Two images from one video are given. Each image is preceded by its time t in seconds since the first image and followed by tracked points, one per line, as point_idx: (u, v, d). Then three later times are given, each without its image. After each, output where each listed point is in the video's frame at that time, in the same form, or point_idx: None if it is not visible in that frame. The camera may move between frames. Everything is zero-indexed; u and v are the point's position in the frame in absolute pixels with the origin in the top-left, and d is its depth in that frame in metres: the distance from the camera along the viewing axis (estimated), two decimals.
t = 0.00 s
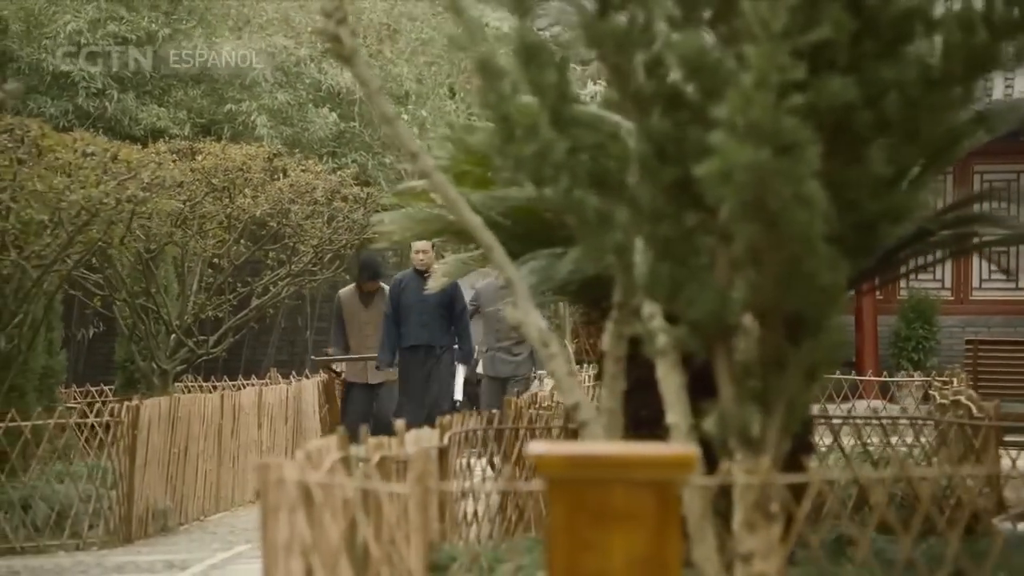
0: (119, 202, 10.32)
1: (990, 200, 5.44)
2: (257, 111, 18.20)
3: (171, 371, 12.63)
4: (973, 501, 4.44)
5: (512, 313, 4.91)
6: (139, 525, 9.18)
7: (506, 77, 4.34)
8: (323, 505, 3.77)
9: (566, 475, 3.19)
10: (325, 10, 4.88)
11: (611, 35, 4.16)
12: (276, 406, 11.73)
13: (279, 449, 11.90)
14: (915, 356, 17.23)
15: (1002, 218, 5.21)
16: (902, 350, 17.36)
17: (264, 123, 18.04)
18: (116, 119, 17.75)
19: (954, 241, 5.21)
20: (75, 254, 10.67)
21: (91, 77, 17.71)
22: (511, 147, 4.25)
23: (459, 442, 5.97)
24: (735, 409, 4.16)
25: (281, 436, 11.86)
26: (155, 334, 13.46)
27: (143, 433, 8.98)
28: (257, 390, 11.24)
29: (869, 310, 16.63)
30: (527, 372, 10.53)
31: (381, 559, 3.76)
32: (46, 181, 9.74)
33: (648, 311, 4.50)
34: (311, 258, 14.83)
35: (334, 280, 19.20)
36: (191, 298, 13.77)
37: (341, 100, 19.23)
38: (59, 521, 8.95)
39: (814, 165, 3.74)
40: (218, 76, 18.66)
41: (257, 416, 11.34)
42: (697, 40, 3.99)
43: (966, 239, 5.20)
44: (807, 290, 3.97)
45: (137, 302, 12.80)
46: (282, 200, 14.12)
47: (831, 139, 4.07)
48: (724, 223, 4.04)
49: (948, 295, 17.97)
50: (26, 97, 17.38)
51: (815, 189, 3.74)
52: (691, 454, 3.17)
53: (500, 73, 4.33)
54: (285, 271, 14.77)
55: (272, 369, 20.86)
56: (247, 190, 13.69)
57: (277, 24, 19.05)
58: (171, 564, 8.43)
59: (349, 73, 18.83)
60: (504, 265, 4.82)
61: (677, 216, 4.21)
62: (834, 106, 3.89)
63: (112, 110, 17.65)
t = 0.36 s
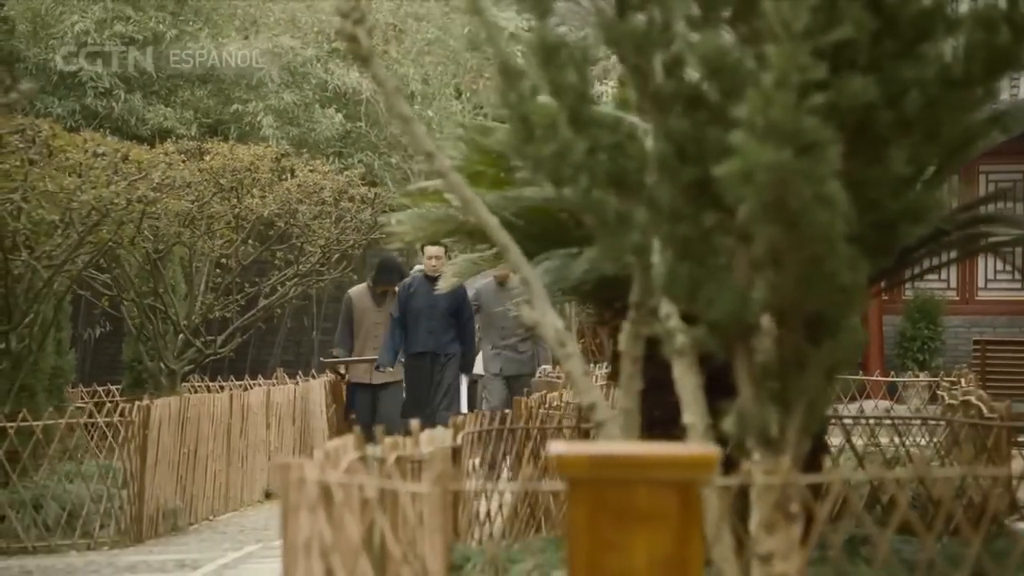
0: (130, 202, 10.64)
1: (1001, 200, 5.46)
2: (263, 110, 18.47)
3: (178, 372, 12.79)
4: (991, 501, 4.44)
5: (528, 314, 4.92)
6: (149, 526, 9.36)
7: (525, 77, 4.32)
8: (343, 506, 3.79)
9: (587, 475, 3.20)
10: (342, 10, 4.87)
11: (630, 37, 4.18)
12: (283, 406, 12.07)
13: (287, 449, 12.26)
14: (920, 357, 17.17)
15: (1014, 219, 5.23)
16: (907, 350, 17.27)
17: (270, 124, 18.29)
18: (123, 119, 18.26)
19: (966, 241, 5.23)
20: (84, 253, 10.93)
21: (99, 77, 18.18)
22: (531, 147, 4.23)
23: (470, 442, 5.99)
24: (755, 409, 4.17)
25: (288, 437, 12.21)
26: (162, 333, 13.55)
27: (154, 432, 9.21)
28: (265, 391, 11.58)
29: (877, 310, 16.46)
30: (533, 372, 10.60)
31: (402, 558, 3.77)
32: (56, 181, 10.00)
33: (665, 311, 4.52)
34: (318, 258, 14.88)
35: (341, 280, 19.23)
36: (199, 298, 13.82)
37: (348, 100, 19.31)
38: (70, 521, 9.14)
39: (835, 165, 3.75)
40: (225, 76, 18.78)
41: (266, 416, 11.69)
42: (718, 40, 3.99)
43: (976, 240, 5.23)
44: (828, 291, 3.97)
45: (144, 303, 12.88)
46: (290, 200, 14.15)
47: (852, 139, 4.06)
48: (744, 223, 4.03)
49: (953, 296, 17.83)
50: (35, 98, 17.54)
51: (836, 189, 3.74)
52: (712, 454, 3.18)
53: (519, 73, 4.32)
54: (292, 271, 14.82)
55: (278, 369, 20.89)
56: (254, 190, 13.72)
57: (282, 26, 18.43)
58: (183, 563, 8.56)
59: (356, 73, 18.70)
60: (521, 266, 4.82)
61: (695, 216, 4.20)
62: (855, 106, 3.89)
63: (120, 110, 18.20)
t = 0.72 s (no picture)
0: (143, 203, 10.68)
1: (1016, 200, 5.48)
2: (270, 111, 18.56)
3: (186, 373, 12.99)
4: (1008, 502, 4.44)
5: (546, 314, 4.91)
6: (160, 526, 9.49)
7: (544, 77, 4.31)
8: (364, 506, 3.80)
9: (610, 476, 3.20)
10: (358, 11, 4.88)
11: (648, 36, 4.15)
12: (292, 407, 12.30)
13: (295, 448, 12.48)
14: (926, 357, 17.31)
15: None
16: (913, 351, 17.47)
17: (277, 126, 18.36)
18: (130, 120, 18.62)
19: (981, 242, 5.25)
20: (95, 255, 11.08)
21: (106, 77, 18.53)
22: (550, 148, 4.24)
23: (485, 443, 6.01)
24: (774, 409, 4.16)
25: (296, 436, 12.44)
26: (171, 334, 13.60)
27: (164, 433, 9.41)
28: (273, 391, 11.81)
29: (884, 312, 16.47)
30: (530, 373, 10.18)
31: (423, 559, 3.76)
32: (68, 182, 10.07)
33: (682, 311, 4.51)
34: (325, 259, 14.91)
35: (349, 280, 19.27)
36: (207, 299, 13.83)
37: (355, 101, 19.31)
38: (81, 522, 9.23)
39: (855, 165, 3.75)
40: (231, 77, 18.70)
41: (275, 416, 11.91)
42: (737, 41, 3.99)
43: (992, 241, 5.24)
44: (847, 292, 3.97)
45: (153, 304, 13.09)
46: (298, 200, 14.16)
47: (872, 139, 4.06)
48: (762, 224, 4.03)
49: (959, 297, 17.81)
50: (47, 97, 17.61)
51: (856, 189, 3.74)
52: (736, 455, 3.19)
53: (538, 73, 4.30)
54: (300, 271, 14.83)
55: (285, 370, 20.96)
56: (263, 192, 13.66)
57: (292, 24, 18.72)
58: (196, 563, 8.62)
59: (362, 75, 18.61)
60: (536, 266, 4.83)
61: (713, 217, 4.22)
62: (876, 106, 3.88)
63: (126, 111, 18.56)
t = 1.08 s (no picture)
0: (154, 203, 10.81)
1: None
2: (277, 112, 18.48)
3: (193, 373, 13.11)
4: None
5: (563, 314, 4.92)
6: (171, 526, 9.52)
7: (565, 76, 4.30)
8: (385, 507, 3.81)
9: (630, 477, 3.21)
10: (375, 11, 4.88)
11: (669, 36, 4.14)
12: (300, 407, 12.37)
13: (303, 449, 12.53)
14: (932, 358, 17.16)
15: None
16: (918, 351, 17.26)
17: (284, 126, 18.42)
18: (137, 121, 18.69)
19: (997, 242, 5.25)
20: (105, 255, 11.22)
21: (113, 80, 18.48)
22: (570, 148, 4.24)
23: (499, 443, 6.02)
24: (793, 410, 4.16)
25: (303, 436, 12.52)
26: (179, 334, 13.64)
27: (175, 433, 9.45)
28: (281, 391, 11.86)
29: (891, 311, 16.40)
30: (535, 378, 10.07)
31: (444, 560, 3.75)
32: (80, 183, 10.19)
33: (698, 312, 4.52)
34: (332, 259, 14.94)
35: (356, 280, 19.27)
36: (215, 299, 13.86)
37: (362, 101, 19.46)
38: (93, 522, 9.27)
39: (875, 166, 3.75)
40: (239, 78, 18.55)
41: (283, 416, 11.96)
42: (757, 40, 3.99)
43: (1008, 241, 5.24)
44: (867, 292, 3.97)
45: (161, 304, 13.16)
46: (306, 200, 14.17)
47: (892, 140, 4.06)
48: (782, 224, 4.03)
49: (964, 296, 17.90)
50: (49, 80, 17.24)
51: (876, 190, 3.74)
52: (756, 456, 3.19)
53: (558, 73, 4.30)
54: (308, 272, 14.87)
55: (292, 371, 20.97)
56: (270, 192, 13.73)
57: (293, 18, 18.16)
58: (208, 564, 8.65)
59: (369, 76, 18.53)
60: (553, 267, 4.84)
61: (733, 218, 4.22)
62: (896, 106, 3.88)
63: (134, 112, 18.64)
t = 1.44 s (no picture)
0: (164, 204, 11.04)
1: None
2: (285, 112, 18.55)
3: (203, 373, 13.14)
4: None
5: (580, 313, 4.92)
6: (182, 526, 9.61)
7: (584, 77, 4.30)
8: (406, 506, 3.81)
9: (651, 477, 3.21)
10: (392, 11, 4.89)
11: (689, 36, 4.17)
12: (309, 407, 12.43)
13: (311, 449, 12.59)
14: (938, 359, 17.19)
15: None
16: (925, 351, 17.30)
17: (292, 125, 18.35)
18: (145, 121, 18.23)
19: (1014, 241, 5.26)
20: (117, 256, 11.38)
21: (121, 79, 18.26)
22: (590, 148, 4.25)
23: (513, 441, 6.03)
24: (813, 410, 4.15)
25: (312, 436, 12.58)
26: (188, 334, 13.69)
27: (186, 433, 9.53)
28: (290, 391, 11.90)
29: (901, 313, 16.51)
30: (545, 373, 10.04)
31: (465, 559, 3.77)
32: (90, 184, 10.40)
33: (716, 312, 4.54)
34: (341, 260, 14.99)
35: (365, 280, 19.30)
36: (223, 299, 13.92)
37: (368, 101, 19.62)
38: (104, 522, 9.34)
39: (897, 165, 3.74)
40: (246, 78, 18.80)
41: (292, 416, 12.00)
42: (778, 40, 3.99)
43: None
44: (888, 292, 3.96)
45: (169, 305, 13.21)
46: (315, 201, 14.20)
47: (913, 140, 4.06)
48: (802, 224, 4.03)
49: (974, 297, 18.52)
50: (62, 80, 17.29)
51: (898, 189, 3.74)
52: (778, 456, 3.19)
53: (578, 73, 4.29)
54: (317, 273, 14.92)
55: (299, 371, 21.02)
56: (279, 192, 13.78)
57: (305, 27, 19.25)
58: (220, 564, 8.70)
59: (376, 77, 19.23)
60: (570, 267, 4.84)
61: (753, 218, 4.21)
62: (917, 106, 3.88)
63: (142, 112, 18.16)
